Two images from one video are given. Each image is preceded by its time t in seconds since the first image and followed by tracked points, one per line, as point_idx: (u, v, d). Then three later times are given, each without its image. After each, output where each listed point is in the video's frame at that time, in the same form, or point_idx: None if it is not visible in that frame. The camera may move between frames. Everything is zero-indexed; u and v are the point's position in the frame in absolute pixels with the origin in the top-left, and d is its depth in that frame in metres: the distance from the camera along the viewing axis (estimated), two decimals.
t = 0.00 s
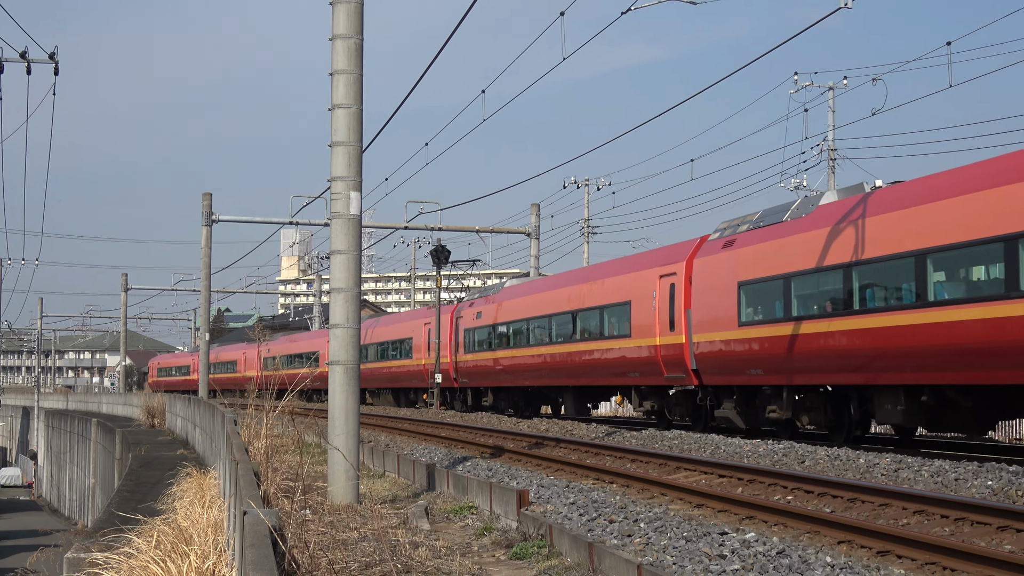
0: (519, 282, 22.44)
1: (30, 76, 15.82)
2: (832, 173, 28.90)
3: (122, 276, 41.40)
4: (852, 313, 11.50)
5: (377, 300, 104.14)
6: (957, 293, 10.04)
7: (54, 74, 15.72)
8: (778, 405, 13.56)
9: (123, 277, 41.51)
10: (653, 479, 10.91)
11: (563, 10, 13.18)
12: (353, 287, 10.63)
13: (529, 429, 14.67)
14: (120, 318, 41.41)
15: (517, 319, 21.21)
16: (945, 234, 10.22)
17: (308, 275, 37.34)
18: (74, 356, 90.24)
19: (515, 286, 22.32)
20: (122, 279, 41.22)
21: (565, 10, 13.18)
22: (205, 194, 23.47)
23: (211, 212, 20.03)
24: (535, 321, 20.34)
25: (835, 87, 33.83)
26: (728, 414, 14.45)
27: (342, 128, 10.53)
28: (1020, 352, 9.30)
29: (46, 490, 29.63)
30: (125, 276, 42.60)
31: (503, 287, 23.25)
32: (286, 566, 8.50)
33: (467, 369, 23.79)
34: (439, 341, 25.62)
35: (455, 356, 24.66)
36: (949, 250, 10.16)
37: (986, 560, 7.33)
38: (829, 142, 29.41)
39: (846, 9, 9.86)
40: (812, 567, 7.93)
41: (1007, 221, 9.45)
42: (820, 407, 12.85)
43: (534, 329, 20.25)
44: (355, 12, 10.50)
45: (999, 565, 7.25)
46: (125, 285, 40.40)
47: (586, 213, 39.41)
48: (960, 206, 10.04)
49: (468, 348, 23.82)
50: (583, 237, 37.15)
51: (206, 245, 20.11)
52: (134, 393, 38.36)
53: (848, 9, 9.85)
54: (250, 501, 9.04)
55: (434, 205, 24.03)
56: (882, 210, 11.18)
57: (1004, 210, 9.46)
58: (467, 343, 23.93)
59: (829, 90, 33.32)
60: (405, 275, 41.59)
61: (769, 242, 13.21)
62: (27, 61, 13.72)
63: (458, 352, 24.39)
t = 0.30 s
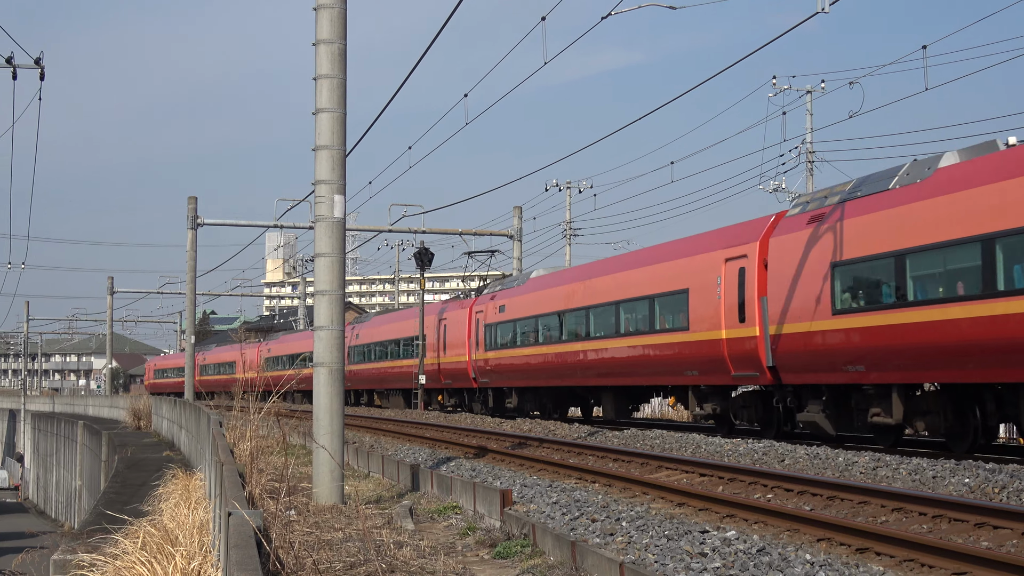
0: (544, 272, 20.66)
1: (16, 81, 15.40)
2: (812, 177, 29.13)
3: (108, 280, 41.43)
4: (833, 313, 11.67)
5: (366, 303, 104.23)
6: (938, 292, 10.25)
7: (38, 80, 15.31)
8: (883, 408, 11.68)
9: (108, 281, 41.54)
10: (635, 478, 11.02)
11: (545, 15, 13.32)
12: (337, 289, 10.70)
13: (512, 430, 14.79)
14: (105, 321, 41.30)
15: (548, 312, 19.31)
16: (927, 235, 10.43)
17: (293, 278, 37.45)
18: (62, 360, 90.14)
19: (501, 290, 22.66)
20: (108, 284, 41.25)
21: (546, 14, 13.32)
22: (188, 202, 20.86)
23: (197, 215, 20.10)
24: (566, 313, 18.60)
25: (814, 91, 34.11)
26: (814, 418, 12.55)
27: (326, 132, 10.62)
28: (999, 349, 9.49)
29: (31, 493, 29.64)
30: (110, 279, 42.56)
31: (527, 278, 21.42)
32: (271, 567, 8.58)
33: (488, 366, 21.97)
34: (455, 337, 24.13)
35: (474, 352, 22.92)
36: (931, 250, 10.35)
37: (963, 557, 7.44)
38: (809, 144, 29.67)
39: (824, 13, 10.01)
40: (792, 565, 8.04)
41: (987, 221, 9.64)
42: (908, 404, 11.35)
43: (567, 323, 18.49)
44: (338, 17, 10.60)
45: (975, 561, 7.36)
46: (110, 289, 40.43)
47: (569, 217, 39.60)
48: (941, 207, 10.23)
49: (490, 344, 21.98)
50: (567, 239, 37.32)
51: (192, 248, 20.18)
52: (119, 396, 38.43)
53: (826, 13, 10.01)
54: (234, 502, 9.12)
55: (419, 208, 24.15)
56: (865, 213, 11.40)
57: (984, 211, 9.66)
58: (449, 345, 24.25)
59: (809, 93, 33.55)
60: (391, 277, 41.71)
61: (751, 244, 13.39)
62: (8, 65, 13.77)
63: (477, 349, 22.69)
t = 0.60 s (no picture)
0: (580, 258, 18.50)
1: None
2: (792, 177, 29.25)
3: (91, 282, 41.32)
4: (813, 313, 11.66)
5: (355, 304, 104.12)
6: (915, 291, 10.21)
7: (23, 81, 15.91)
8: None
9: (91, 283, 41.42)
10: (618, 479, 11.02)
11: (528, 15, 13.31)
12: (321, 291, 10.69)
13: (496, 430, 14.80)
14: (90, 323, 41.10)
15: (597, 302, 16.75)
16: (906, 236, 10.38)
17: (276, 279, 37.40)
18: (48, 362, 89.80)
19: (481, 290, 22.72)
20: (91, 285, 41.14)
21: (528, 15, 13.31)
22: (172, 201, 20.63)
23: (180, 217, 20.06)
24: (613, 304, 16.28)
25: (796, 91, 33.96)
26: (948, 424, 10.24)
27: (309, 133, 10.61)
28: (980, 349, 9.49)
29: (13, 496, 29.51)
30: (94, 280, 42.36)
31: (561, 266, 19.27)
32: (254, 568, 8.55)
33: (516, 364, 19.78)
34: (476, 333, 21.94)
35: (497, 349, 20.70)
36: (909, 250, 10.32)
37: (946, 555, 7.43)
38: (791, 144, 29.78)
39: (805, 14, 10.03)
40: (776, 564, 8.03)
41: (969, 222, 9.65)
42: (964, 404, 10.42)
43: (614, 314, 16.18)
44: (320, 19, 10.58)
45: (959, 559, 7.35)
46: (93, 290, 40.28)
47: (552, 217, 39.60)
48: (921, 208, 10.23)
49: (518, 341, 19.79)
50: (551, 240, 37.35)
51: (176, 250, 20.14)
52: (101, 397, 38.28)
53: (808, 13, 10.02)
54: (217, 504, 9.09)
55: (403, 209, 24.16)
56: (843, 213, 11.33)
57: (966, 212, 9.68)
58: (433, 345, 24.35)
59: (791, 93, 33.64)
60: (377, 277, 41.67)
61: (731, 244, 13.35)
62: None
63: (503, 345, 20.40)
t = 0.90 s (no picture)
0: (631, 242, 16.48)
1: None
2: (776, 176, 29.22)
3: (75, 285, 41.26)
4: (797, 314, 11.68)
5: (345, 305, 103.95)
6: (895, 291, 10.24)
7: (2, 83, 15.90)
8: None
9: (76, 286, 41.34)
10: (604, 479, 11.04)
11: (511, 17, 13.34)
12: (305, 292, 10.67)
13: (482, 431, 14.79)
14: (75, 326, 40.89)
15: (656, 288, 14.58)
16: (888, 235, 10.40)
17: (261, 282, 37.34)
18: (36, 365, 89.49)
19: (467, 290, 22.78)
20: (75, 289, 41.02)
21: (512, 16, 13.34)
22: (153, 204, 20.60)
23: (165, 220, 20.01)
24: (678, 291, 14.10)
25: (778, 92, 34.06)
26: None
27: (293, 135, 10.59)
28: (958, 349, 9.50)
29: None
30: (79, 283, 42.14)
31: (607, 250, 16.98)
32: (240, 571, 8.50)
33: (555, 360, 17.68)
34: (507, 328, 19.69)
35: (532, 345, 18.69)
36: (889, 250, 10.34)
37: (930, 554, 7.42)
38: (776, 144, 29.82)
39: (791, 13, 10.08)
40: (762, 564, 8.02)
41: (945, 222, 9.65)
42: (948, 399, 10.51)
43: (679, 303, 14.03)
44: (304, 20, 10.57)
45: (943, 558, 7.35)
46: (78, 293, 40.16)
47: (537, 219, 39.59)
48: (900, 207, 10.22)
49: (557, 335, 17.68)
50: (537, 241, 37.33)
51: (161, 252, 20.09)
52: (86, 401, 38.14)
53: (793, 13, 10.07)
54: (202, 507, 9.04)
55: (389, 210, 24.17)
56: (827, 213, 11.33)
57: (943, 212, 9.67)
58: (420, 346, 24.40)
59: (776, 93, 33.69)
60: (362, 279, 41.57)
61: (716, 244, 13.37)
62: None
63: (538, 341, 18.37)
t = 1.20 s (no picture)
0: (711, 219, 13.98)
1: None
2: (766, 176, 29.19)
3: (65, 287, 41.21)
4: (787, 314, 11.70)
5: (339, 306, 103.91)
6: (887, 291, 10.25)
7: None
8: None
9: (65, 288, 41.29)
10: (593, 479, 11.05)
11: (499, 17, 13.35)
12: (294, 293, 10.64)
13: (472, 432, 14.78)
14: (65, 327, 40.77)
15: (674, 283, 13.94)
16: (876, 234, 10.41)
17: (250, 282, 37.32)
18: (28, 366, 89.29)
19: (457, 290, 22.79)
20: (64, 290, 40.94)
21: (500, 17, 13.35)
22: (141, 206, 20.36)
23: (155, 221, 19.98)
24: (773, 272, 11.97)
25: (768, 92, 34.03)
26: None
27: (281, 136, 10.58)
28: (947, 348, 9.53)
29: None
30: (66, 284, 42.00)
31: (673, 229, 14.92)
32: (229, 572, 8.47)
33: (611, 356, 15.65)
34: (551, 321, 17.59)
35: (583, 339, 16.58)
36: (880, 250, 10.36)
37: (918, 553, 7.41)
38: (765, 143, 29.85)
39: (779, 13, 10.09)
40: (751, 564, 8.02)
41: (933, 222, 9.68)
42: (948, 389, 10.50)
43: (775, 286, 11.93)
44: (292, 20, 10.55)
45: (931, 557, 7.34)
46: (67, 295, 40.08)
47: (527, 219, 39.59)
48: (888, 207, 10.25)
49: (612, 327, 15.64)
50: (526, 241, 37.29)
51: (151, 253, 20.06)
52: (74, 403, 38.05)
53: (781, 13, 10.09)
54: (191, 508, 9.01)
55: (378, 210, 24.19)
56: (816, 212, 11.34)
57: (930, 211, 9.71)
58: (409, 346, 24.38)
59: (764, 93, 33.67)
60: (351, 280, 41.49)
61: (706, 244, 13.39)
62: None
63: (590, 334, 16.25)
